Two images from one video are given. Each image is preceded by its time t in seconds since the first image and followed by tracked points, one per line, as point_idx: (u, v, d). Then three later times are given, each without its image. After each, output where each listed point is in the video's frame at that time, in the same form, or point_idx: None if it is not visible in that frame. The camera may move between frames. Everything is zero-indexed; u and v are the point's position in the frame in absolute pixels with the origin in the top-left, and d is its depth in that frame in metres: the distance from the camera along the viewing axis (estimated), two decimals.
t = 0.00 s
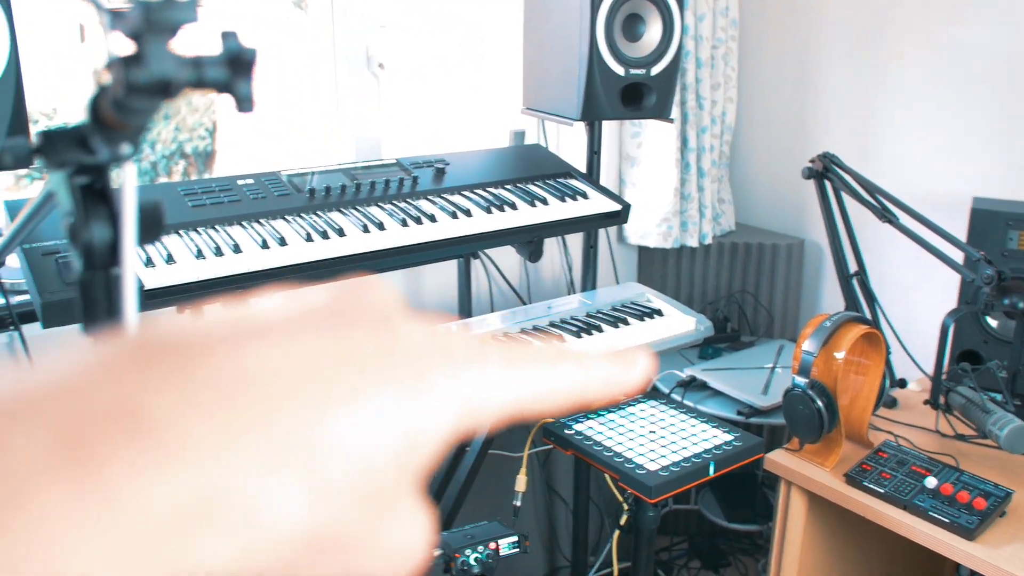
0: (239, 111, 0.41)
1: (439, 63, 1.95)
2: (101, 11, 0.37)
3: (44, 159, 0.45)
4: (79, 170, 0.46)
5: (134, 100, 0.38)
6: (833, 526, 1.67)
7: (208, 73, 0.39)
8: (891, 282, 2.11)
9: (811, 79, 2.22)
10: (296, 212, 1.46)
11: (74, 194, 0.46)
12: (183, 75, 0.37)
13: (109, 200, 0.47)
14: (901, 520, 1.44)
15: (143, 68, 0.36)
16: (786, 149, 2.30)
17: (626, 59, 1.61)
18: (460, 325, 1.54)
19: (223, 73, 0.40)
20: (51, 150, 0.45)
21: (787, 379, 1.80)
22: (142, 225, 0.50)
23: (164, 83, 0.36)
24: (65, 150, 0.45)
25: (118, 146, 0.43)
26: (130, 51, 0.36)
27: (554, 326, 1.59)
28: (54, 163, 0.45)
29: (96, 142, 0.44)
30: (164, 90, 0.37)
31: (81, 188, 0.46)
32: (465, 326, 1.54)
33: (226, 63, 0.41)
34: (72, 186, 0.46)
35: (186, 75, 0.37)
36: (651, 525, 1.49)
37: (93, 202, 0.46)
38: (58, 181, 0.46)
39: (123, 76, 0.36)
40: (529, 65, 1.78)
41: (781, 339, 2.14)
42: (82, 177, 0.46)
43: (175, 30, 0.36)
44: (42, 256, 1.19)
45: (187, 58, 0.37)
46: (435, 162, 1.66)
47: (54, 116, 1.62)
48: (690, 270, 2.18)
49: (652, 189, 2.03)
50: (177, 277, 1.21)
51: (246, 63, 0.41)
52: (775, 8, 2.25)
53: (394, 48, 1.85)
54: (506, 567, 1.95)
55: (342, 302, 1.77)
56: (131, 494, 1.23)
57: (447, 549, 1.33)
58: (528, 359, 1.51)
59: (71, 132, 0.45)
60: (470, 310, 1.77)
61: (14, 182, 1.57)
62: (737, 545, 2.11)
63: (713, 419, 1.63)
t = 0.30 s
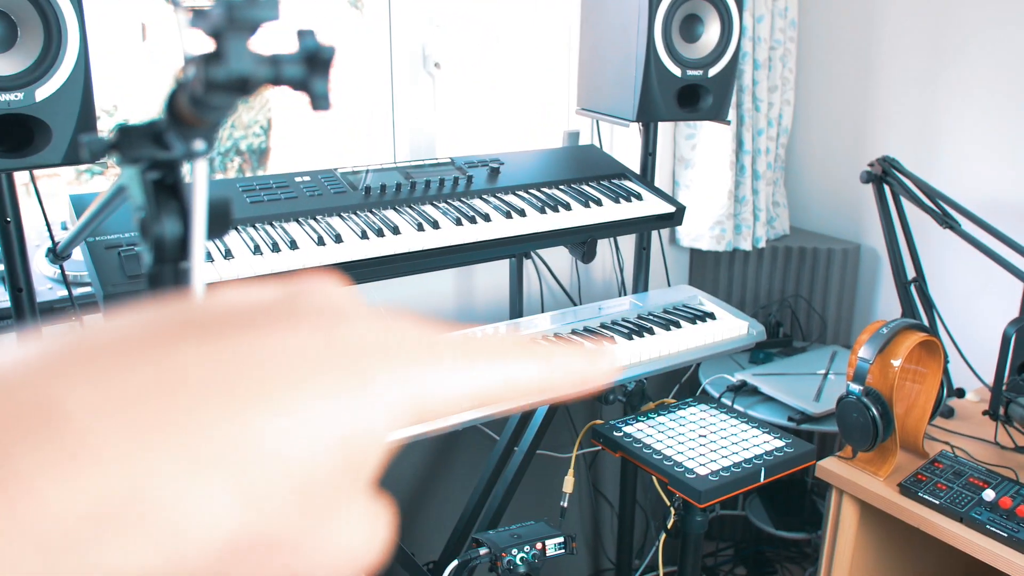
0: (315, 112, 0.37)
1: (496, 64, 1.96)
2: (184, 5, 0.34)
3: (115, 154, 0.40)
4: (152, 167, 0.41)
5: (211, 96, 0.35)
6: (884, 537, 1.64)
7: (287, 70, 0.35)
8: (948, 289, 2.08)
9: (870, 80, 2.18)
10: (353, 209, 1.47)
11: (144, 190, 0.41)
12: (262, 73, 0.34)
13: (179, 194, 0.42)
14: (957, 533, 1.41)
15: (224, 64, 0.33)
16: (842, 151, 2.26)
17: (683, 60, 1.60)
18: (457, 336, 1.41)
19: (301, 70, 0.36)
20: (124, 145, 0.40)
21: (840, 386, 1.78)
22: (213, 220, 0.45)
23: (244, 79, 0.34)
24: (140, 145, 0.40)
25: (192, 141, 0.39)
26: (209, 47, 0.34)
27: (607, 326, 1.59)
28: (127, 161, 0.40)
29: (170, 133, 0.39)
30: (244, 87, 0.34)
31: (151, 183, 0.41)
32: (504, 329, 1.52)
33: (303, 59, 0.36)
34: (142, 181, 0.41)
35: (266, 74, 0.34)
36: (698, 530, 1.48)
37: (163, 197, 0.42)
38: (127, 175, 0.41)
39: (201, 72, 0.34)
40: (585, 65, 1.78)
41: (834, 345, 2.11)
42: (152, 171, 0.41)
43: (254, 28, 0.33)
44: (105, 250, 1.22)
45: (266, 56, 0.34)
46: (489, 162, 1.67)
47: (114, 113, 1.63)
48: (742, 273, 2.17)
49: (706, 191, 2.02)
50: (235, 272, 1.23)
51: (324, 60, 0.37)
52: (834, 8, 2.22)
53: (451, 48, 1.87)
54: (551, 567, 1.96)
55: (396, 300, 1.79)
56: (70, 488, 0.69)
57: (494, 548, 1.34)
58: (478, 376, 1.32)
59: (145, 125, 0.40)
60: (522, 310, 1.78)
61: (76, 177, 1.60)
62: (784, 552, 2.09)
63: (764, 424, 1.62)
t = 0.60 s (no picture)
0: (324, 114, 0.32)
1: (503, 64, 1.96)
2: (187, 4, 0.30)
3: (123, 155, 0.34)
4: (161, 166, 0.34)
5: (222, 96, 0.31)
6: (891, 539, 1.64)
7: (297, 69, 0.31)
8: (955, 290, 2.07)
9: (878, 80, 2.18)
10: (361, 209, 1.47)
11: (152, 190, 0.35)
12: (273, 73, 0.30)
13: (192, 193, 0.35)
14: (965, 535, 1.41)
15: (234, 64, 0.30)
16: (851, 151, 2.26)
17: (691, 61, 1.60)
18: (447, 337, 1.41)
19: (312, 70, 0.31)
20: (132, 143, 0.34)
21: (848, 387, 1.78)
22: (221, 222, 0.37)
23: (255, 81, 0.30)
24: (149, 143, 0.34)
25: (202, 139, 0.33)
26: (218, 48, 0.30)
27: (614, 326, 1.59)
28: (135, 161, 0.34)
29: (180, 132, 0.34)
30: (255, 89, 0.30)
31: (161, 184, 0.35)
32: (509, 331, 1.52)
33: (314, 58, 0.31)
34: (151, 181, 0.35)
35: (276, 75, 0.30)
36: (705, 531, 1.48)
37: (172, 200, 0.35)
38: (135, 175, 0.35)
39: (210, 72, 0.30)
40: (593, 66, 1.78)
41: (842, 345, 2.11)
42: (163, 170, 0.34)
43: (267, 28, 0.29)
44: (113, 249, 1.23)
45: (277, 55, 0.30)
46: (497, 162, 1.67)
47: (122, 112, 1.63)
48: (750, 274, 2.17)
49: (713, 191, 2.02)
50: (243, 271, 1.23)
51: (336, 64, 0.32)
52: (843, 8, 2.21)
53: (459, 48, 1.87)
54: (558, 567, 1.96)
55: (405, 299, 1.79)
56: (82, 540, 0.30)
57: (500, 548, 1.34)
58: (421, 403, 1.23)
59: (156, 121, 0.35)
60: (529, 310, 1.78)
61: (84, 176, 1.60)
62: (791, 554, 2.09)
63: (772, 425, 1.61)
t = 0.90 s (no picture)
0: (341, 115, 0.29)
1: (515, 64, 1.96)
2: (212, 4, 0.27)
3: (141, 154, 0.34)
4: (179, 165, 0.34)
5: (240, 96, 0.27)
6: (904, 541, 1.63)
7: (316, 69, 0.27)
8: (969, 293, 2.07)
9: (892, 81, 2.17)
10: (373, 209, 1.48)
11: (169, 189, 0.34)
12: (292, 73, 0.26)
13: (209, 194, 0.34)
14: (978, 538, 1.40)
15: (252, 63, 0.26)
16: (865, 152, 2.25)
17: (704, 61, 1.60)
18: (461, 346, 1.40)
19: (329, 70, 0.28)
20: (150, 143, 0.34)
21: (860, 389, 1.77)
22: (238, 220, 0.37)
23: (273, 81, 0.26)
24: (167, 143, 0.34)
25: (219, 139, 0.32)
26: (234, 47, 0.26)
27: (626, 327, 1.58)
28: (154, 160, 0.34)
29: (196, 131, 0.32)
30: (274, 91, 0.27)
31: (178, 182, 0.34)
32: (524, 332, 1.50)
33: (331, 58, 0.28)
34: (167, 180, 0.34)
35: (295, 75, 0.26)
36: (717, 532, 1.48)
37: (189, 199, 0.34)
38: (154, 173, 0.34)
39: (227, 70, 0.26)
40: (606, 66, 1.78)
41: (854, 348, 2.11)
42: (179, 170, 0.34)
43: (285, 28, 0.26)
44: (128, 248, 1.23)
45: (295, 54, 0.27)
46: (510, 162, 1.67)
47: (136, 112, 1.64)
48: (762, 275, 2.17)
49: (726, 192, 2.01)
50: (255, 270, 1.24)
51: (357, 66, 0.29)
52: (857, 9, 2.20)
53: (472, 48, 1.87)
54: (569, 568, 1.96)
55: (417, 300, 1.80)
56: None
57: (511, 548, 1.34)
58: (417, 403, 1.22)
59: (172, 122, 0.34)
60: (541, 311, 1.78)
61: (98, 175, 1.61)
62: (802, 556, 2.08)
63: (784, 427, 1.61)
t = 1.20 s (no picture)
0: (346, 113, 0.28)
1: (520, 65, 1.96)
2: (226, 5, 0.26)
3: (148, 154, 0.34)
4: (185, 166, 0.34)
5: (247, 96, 0.27)
6: (908, 543, 1.63)
7: (323, 69, 0.27)
8: (974, 294, 2.07)
9: (898, 82, 2.16)
10: (378, 209, 1.48)
11: (175, 189, 0.34)
12: (299, 72, 0.26)
13: (215, 194, 0.34)
14: (983, 540, 1.39)
15: (259, 63, 0.25)
16: (869, 153, 2.25)
17: (708, 61, 1.60)
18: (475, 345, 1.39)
19: (334, 71, 0.28)
20: (156, 143, 0.34)
21: (865, 390, 1.77)
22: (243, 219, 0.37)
23: (280, 81, 0.26)
24: (173, 142, 0.34)
25: (225, 140, 0.32)
26: (240, 46, 0.25)
27: (630, 327, 1.58)
28: (159, 161, 0.34)
29: (203, 131, 0.33)
30: (281, 91, 0.26)
31: (184, 183, 0.34)
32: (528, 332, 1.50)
33: (337, 58, 0.28)
34: (173, 180, 0.34)
35: (302, 74, 0.26)
36: (721, 533, 1.47)
37: (195, 200, 0.34)
38: (159, 174, 0.34)
39: (235, 70, 0.26)
40: (610, 67, 1.78)
41: (858, 348, 2.11)
42: (185, 170, 0.34)
43: (292, 28, 0.25)
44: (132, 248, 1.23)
45: (302, 54, 0.26)
46: (514, 162, 1.67)
47: (141, 112, 1.64)
48: (765, 276, 2.17)
49: (730, 192, 2.01)
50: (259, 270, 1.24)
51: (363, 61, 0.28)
52: (862, 9, 2.20)
53: (477, 48, 1.88)
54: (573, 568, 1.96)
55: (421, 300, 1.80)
56: None
57: (515, 549, 1.34)
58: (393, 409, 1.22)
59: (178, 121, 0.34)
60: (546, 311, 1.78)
61: (103, 175, 1.61)
62: (806, 557, 2.08)
63: (788, 428, 1.61)
